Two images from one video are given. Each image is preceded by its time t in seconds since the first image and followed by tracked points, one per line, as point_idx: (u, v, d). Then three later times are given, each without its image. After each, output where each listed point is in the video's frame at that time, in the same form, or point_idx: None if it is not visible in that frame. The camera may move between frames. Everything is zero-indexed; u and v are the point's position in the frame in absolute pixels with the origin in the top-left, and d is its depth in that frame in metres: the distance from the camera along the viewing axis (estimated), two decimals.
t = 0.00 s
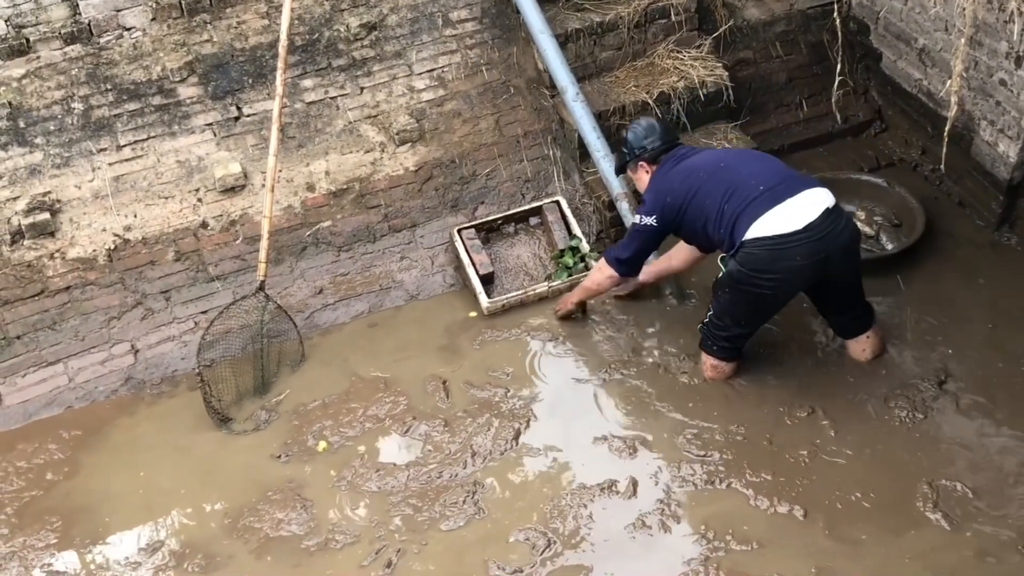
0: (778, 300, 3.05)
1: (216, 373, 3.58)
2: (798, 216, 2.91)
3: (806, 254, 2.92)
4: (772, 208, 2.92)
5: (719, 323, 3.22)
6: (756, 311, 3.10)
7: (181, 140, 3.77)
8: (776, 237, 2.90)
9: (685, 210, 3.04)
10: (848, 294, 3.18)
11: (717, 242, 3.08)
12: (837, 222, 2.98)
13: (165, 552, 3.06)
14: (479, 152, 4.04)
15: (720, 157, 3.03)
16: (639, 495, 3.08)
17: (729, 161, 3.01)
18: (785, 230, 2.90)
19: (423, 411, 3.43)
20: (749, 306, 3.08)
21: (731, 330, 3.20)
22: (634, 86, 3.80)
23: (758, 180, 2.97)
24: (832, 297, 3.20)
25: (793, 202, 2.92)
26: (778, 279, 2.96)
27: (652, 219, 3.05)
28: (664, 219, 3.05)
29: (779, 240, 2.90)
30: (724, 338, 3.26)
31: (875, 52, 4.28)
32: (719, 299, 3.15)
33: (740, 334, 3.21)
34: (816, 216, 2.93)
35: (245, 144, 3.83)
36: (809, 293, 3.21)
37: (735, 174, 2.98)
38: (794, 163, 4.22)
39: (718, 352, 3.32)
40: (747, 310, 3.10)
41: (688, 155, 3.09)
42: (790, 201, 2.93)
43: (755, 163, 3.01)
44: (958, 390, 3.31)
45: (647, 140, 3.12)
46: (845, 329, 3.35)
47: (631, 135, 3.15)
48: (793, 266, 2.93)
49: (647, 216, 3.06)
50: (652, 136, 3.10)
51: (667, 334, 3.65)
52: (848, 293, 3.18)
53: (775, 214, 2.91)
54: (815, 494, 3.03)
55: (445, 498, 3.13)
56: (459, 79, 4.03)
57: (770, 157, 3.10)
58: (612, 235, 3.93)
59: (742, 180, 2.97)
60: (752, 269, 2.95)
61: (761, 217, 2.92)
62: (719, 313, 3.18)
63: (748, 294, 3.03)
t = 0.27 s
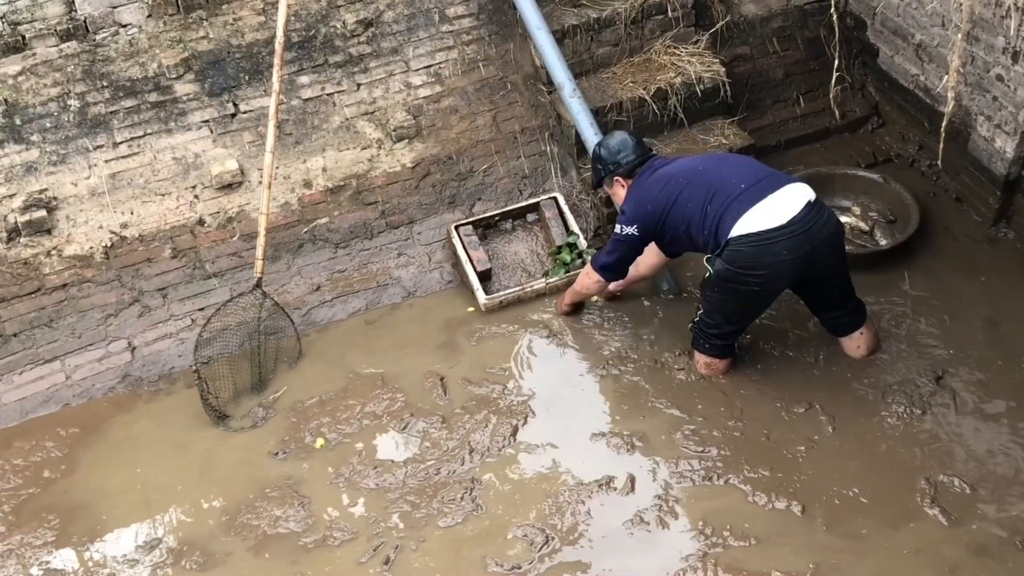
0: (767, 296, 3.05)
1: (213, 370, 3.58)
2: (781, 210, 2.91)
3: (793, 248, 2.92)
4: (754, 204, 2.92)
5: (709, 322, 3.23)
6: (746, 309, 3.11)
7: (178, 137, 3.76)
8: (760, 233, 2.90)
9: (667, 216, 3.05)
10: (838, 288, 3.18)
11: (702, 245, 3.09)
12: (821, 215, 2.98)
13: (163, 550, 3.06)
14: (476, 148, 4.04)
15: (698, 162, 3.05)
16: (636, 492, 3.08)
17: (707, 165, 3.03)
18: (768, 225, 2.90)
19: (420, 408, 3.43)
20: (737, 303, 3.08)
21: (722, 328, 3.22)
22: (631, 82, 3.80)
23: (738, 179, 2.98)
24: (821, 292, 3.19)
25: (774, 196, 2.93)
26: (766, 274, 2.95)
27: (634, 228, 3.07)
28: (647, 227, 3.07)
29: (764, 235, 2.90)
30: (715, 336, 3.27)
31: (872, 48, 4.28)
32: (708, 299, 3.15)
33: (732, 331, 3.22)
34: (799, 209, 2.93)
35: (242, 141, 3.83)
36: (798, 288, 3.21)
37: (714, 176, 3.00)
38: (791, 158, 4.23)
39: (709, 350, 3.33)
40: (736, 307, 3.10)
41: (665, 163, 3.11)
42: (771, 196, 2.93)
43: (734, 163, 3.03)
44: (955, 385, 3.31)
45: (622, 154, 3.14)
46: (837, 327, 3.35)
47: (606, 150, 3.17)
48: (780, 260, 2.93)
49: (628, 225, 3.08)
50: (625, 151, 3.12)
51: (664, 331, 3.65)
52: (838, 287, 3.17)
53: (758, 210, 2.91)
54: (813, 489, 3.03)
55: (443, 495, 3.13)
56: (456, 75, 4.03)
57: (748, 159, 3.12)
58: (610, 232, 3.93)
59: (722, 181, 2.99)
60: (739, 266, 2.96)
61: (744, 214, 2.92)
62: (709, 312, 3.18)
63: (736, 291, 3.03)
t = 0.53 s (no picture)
0: (761, 290, 3.05)
1: (209, 367, 3.57)
2: (771, 205, 2.91)
3: (784, 242, 2.92)
4: (745, 199, 2.93)
5: (703, 319, 3.23)
6: (740, 304, 3.11)
7: (173, 134, 3.75)
8: (751, 228, 2.90)
9: (659, 214, 3.05)
10: (831, 282, 3.18)
11: (694, 242, 3.09)
12: (811, 208, 2.99)
13: (158, 548, 3.06)
14: (472, 144, 4.04)
15: (688, 159, 3.05)
16: (632, 488, 3.09)
17: (697, 162, 3.04)
18: (759, 219, 2.90)
19: (416, 405, 3.43)
20: (731, 299, 3.08)
21: (716, 325, 3.21)
22: (627, 79, 3.80)
23: (728, 175, 2.98)
24: (813, 286, 3.19)
25: (765, 191, 2.94)
26: (758, 269, 2.95)
27: (626, 227, 3.08)
28: (639, 225, 3.07)
29: (755, 230, 2.90)
30: (709, 333, 3.27)
31: (867, 44, 4.28)
32: (702, 296, 3.15)
33: (725, 327, 3.22)
34: (789, 203, 2.94)
35: (237, 138, 3.82)
36: (790, 283, 3.20)
37: (704, 172, 3.00)
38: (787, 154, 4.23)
39: (704, 347, 3.33)
40: (730, 303, 3.10)
41: (655, 161, 3.12)
42: (761, 191, 2.94)
43: (723, 159, 3.04)
44: (950, 381, 3.31)
45: (610, 155, 3.14)
46: (832, 324, 3.35)
47: (593, 153, 3.18)
48: (771, 255, 2.93)
49: (621, 226, 3.09)
50: (613, 152, 3.12)
51: (659, 327, 3.65)
52: (829, 281, 3.17)
53: (748, 205, 2.92)
54: (808, 485, 3.03)
55: (439, 491, 3.13)
56: (451, 72, 4.03)
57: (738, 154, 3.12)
58: (605, 228, 3.93)
59: (712, 178, 2.99)
60: (731, 262, 2.95)
61: (735, 210, 2.92)
62: (703, 308, 3.18)
63: (729, 286, 3.03)
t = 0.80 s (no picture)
0: (757, 288, 3.05)
1: (203, 365, 3.56)
2: (768, 202, 2.91)
3: (780, 239, 2.92)
4: (741, 197, 2.93)
5: (700, 317, 3.23)
6: (736, 302, 3.11)
7: (167, 132, 3.75)
8: (747, 225, 2.91)
9: (657, 211, 3.05)
10: (827, 279, 3.18)
11: (691, 240, 3.09)
12: (808, 205, 2.99)
13: (154, 546, 3.05)
14: (467, 142, 4.04)
15: (684, 157, 3.05)
16: (628, 485, 3.09)
17: (694, 159, 3.04)
18: (756, 217, 2.90)
19: (411, 402, 3.43)
20: (727, 296, 3.08)
21: (712, 322, 3.22)
22: (621, 76, 3.79)
23: (724, 173, 2.98)
24: (808, 283, 3.19)
25: (761, 189, 2.94)
26: (754, 266, 2.95)
27: (624, 225, 3.07)
28: (636, 223, 3.07)
29: (751, 228, 2.90)
30: (706, 331, 3.27)
31: (862, 42, 4.29)
32: (699, 294, 3.15)
33: (722, 324, 3.22)
34: (786, 200, 2.94)
35: (231, 135, 3.81)
36: (786, 280, 3.21)
37: (701, 170, 3.00)
38: (782, 151, 4.23)
39: (700, 345, 3.33)
40: (726, 300, 3.10)
41: (651, 159, 3.11)
42: (758, 189, 2.94)
43: (720, 156, 3.04)
44: (946, 377, 3.32)
45: (607, 153, 3.14)
46: (827, 321, 3.35)
47: (590, 151, 3.17)
48: (768, 252, 2.93)
49: (619, 224, 3.09)
50: (610, 151, 3.12)
51: (654, 324, 3.65)
52: (826, 279, 3.17)
53: (745, 203, 2.92)
54: (804, 482, 3.04)
55: (434, 489, 3.13)
56: (445, 69, 4.03)
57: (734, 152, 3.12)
58: (600, 226, 3.93)
59: (709, 175, 2.99)
60: (727, 259, 2.95)
61: (732, 207, 2.92)
62: (700, 306, 3.18)
63: (725, 284, 3.03)
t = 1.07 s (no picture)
0: (752, 285, 3.05)
1: (198, 364, 3.56)
2: (762, 198, 2.92)
3: (775, 236, 2.92)
4: (736, 194, 2.93)
5: (695, 314, 3.23)
6: (731, 300, 3.11)
7: (161, 131, 3.74)
8: (742, 222, 2.91)
9: (652, 208, 3.05)
10: (822, 276, 3.18)
11: (686, 236, 3.09)
12: (802, 202, 2.99)
13: (149, 545, 3.05)
14: (461, 140, 4.04)
15: (680, 153, 3.05)
16: (623, 483, 3.09)
17: (690, 156, 3.04)
18: (750, 213, 2.90)
19: (406, 401, 3.43)
20: (722, 294, 3.08)
21: (708, 320, 3.22)
22: (615, 74, 3.79)
23: (719, 169, 2.99)
24: (803, 281, 3.19)
25: (756, 186, 2.94)
26: (749, 263, 2.95)
27: (620, 222, 3.08)
28: (631, 220, 3.07)
29: (746, 225, 2.90)
30: (701, 329, 3.27)
31: (856, 39, 4.29)
32: (694, 291, 3.15)
33: (717, 322, 3.22)
34: (781, 197, 2.94)
35: (225, 134, 3.81)
36: (781, 278, 3.21)
37: (696, 167, 3.01)
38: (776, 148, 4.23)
39: (696, 342, 3.33)
40: (722, 298, 3.10)
41: (647, 155, 3.11)
42: (753, 185, 2.94)
43: (715, 153, 3.04)
44: (940, 374, 3.32)
45: (604, 149, 3.14)
46: (821, 318, 3.35)
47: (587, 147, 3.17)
48: (762, 249, 2.93)
49: (615, 220, 3.09)
50: (606, 146, 3.12)
51: (649, 322, 3.65)
52: (821, 276, 3.18)
53: (740, 199, 2.92)
54: (799, 479, 3.04)
55: (430, 487, 3.13)
56: (439, 67, 4.03)
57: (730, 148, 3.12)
58: (595, 224, 3.93)
59: (704, 172, 2.99)
60: (721, 256, 2.95)
61: (727, 204, 2.92)
62: (695, 303, 3.18)
63: (720, 281, 3.03)
